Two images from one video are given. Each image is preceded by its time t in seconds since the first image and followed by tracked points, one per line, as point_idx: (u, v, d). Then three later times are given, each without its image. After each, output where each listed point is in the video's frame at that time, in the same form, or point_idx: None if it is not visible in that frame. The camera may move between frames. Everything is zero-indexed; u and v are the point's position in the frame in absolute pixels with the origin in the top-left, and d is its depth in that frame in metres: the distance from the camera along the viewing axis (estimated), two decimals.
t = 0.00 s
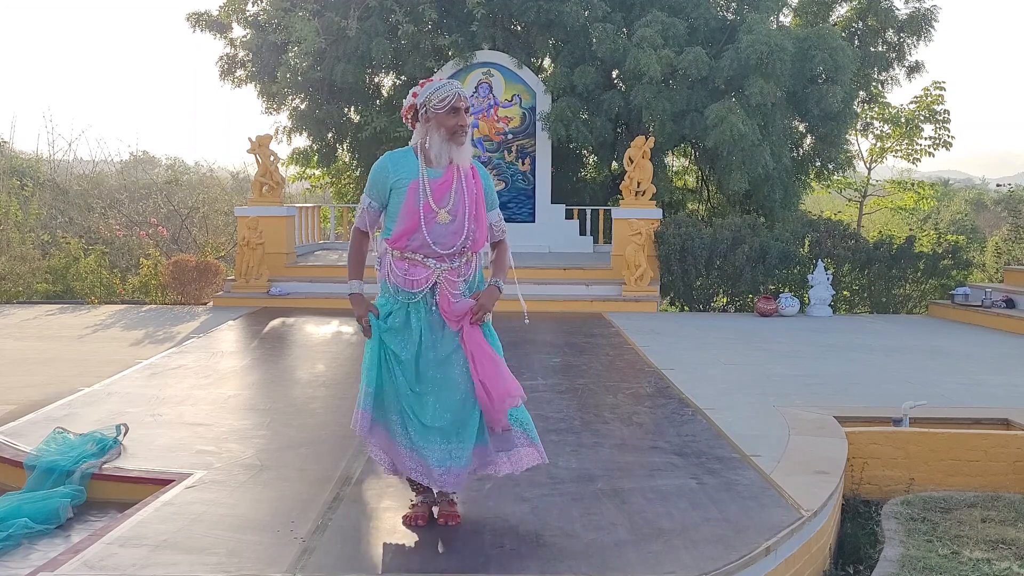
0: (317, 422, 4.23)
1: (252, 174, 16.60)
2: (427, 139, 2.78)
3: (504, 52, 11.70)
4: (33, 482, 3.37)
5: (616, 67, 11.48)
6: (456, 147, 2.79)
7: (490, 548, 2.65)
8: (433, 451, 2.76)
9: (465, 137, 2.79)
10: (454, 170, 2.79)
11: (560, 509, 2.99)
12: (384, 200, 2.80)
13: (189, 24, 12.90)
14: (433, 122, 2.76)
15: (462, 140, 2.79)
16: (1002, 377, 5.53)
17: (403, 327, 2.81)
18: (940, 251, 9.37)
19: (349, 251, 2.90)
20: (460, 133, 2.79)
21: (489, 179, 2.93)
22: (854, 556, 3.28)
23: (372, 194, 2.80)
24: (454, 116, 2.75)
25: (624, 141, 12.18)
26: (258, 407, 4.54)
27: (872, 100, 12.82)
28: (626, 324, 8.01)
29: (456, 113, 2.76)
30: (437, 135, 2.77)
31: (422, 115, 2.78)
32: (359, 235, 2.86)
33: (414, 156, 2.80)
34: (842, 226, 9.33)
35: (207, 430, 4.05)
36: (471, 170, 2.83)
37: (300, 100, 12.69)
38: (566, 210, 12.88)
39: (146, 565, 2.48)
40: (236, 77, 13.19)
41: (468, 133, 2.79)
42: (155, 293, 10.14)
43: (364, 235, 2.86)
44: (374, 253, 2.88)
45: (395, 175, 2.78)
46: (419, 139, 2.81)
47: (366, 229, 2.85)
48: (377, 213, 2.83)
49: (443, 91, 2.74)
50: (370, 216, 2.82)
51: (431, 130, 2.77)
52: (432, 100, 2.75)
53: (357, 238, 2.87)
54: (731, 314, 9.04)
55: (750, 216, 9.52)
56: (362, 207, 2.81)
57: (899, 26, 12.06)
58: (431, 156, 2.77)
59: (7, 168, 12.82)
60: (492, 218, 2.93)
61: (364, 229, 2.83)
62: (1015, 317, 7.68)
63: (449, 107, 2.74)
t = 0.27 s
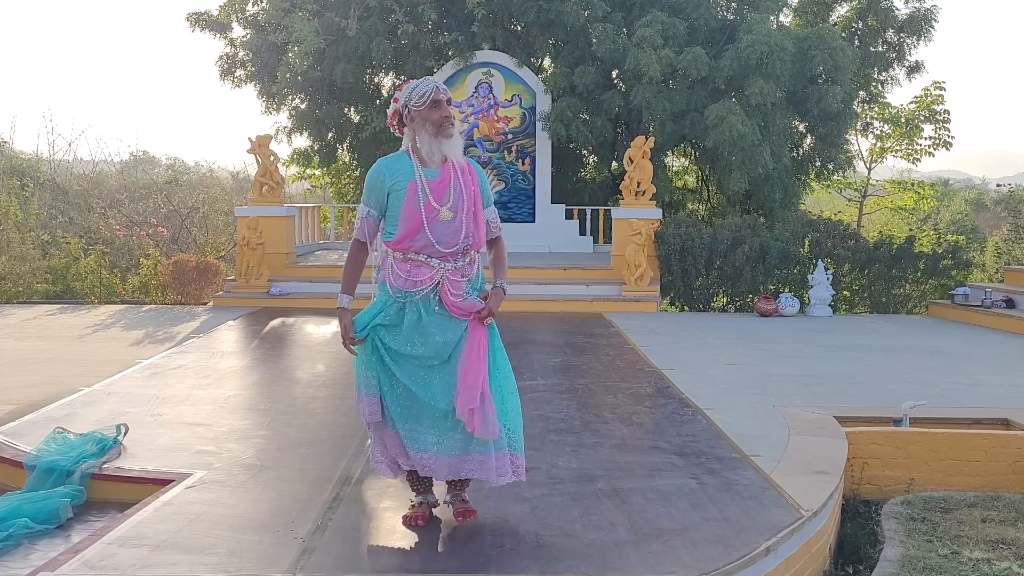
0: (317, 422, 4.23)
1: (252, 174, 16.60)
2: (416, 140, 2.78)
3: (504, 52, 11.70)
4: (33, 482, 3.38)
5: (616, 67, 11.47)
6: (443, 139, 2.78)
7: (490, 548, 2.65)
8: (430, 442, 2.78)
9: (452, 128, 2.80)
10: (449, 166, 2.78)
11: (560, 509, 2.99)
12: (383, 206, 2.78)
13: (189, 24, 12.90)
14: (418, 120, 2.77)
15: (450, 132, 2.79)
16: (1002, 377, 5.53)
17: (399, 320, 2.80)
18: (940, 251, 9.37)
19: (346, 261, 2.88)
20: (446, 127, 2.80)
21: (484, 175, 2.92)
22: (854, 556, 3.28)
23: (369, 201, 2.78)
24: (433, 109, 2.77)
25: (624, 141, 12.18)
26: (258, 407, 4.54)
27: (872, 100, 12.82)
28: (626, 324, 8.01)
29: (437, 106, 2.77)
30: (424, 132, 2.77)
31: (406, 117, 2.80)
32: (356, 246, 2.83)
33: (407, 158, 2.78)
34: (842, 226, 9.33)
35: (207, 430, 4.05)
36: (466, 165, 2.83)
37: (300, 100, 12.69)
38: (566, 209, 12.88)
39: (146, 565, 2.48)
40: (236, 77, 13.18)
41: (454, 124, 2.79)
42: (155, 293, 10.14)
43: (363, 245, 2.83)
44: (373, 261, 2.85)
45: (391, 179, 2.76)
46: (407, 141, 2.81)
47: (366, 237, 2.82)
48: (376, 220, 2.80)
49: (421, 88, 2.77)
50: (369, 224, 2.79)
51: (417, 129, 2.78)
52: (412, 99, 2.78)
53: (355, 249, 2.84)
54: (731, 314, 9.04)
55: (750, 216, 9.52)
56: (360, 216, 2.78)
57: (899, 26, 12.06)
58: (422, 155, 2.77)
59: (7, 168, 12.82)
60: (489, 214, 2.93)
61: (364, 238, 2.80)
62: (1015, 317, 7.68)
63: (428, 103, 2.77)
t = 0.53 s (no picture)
0: (316, 422, 4.23)
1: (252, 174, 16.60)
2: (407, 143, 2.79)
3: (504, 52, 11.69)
4: (32, 482, 3.38)
5: (616, 67, 11.47)
6: (429, 138, 2.74)
7: (490, 548, 2.65)
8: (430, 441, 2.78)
9: (435, 122, 2.75)
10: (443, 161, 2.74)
11: (560, 509, 2.99)
12: (389, 206, 2.79)
13: (189, 24, 12.90)
14: (402, 125, 2.77)
15: (433, 128, 2.74)
16: (1002, 377, 5.53)
17: (402, 317, 2.79)
18: (940, 251, 9.37)
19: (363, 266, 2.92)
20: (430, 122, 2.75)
21: (490, 162, 2.86)
22: (854, 556, 3.28)
23: (376, 203, 2.80)
24: (409, 111, 2.74)
25: (624, 141, 12.18)
26: (258, 407, 4.54)
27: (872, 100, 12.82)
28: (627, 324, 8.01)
29: (411, 108, 2.73)
30: (410, 136, 2.77)
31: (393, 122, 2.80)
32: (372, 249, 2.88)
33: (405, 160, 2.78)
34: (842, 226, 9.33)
35: (207, 430, 4.05)
36: (464, 153, 2.77)
37: (300, 100, 12.69)
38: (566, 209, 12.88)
39: (146, 565, 2.48)
40: (236, 77, 13.18)
41: (436, 119, 2.74)
42: (155, 293, 10.14)
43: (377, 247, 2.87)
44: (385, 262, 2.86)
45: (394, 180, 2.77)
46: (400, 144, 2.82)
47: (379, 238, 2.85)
48: (385, 223, 2.83)
49: (393, 94, 2.74)
50: (378, 224, 2.82)
51: (403, 133, 2.78)
52: (390, 107, 2.76)
53: (370, 252, 2.90)
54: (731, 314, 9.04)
55: (750, 216, 9.51)
56: (370, 219, 2.82)
57: (899, 26, 12.06)
58: (416, 156, 2.75)
59: (7, 168, 12.82)
60: (499, 203, 2.88)
61: (377, 241, 2.84)
62: (1015, 318, 7.68)
63: (401, 108, 2.74)
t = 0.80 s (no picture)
0: (317, 422, 4.23)
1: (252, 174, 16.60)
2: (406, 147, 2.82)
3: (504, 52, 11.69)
4: (32, 482, 3.38)
5: (616, 67, 11.47)
6: (417, 145, 2.73)
7: (489, 548, 2.65)
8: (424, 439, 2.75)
9: (424, 130, 2.72)
10: (433, 167, 2.73)
11: (560, 509, 2.99)
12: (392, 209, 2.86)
13: (189, 24, 12.90)
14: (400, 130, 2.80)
15: (422, 136, 2.72)
16: (1002, 377, 5.53)
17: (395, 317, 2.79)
18: (940, 251, 9.37)
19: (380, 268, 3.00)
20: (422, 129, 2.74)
21: (490, 164, 2.77)
22: (854, 556, 3.28)
23: (385, 205, 2.89)
24: (400, 118, 2.75)
25: (624, 140, 12.18)
26: (258, 407, 4.54)
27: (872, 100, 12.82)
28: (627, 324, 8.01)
29: (401, 116, 2.73)
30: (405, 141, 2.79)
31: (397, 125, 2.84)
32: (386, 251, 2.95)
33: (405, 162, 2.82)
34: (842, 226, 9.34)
35: (207, 430, 4.05)
36: (453, 158, 2.72)
37: (300, 99, 12.69)
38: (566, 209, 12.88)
39: (146, 565, 2.48)
40: (236, 76, 13.18)
41: (426, 126, 2.72)
42: (155, 292, 10.14)
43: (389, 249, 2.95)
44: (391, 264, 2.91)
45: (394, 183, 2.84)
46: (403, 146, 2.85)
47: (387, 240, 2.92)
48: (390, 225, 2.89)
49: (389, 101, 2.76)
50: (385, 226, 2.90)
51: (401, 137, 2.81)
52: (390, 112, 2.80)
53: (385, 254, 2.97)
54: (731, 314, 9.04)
55: (750, 216, 9.51)
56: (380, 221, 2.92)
57: (899, 26, 12.06)
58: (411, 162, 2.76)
59: (7, 168, 12.81)
60: (497, 207, 2.78)
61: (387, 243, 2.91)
62: (1015, 318, 7.67)
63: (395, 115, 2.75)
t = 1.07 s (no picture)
0: (317, 422, 4.23)
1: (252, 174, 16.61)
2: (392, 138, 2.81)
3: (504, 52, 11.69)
4: (32, 482, 3.38)
5: (616, 67, 11.46)
6: (406, 139, 2.74)
7: (489, 548, 2.65)
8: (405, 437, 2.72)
9: (416, 126, 2.73)
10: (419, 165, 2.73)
11: (560, 509, 2.99)
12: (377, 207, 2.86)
13: (189, 24, 12.90)
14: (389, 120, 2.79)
15: (413, 131, 2.73)
16: (1001, 376, 5.53)
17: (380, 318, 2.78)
18: (940, 251, 9.37)
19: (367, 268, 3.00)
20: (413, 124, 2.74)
21: (474, 165, 2.76)
22: (854, 556, 3.28)
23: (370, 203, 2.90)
24: (394, 108, 2.74)
25: (624, 140, 12.18)
26: (258, 407, 4.54)
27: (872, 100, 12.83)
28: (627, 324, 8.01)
29: (396, 106, 2.73)
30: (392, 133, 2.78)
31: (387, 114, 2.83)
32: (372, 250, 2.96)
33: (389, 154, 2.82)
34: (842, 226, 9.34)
35: (207, 430, 4.05)
36: (441, 158, 2.73)
37: (300, 99, 12.70)
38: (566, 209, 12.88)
39: (146, 565, 2.48)
40: (236, 76, 13.18)
41: (418, 122, 2.72)
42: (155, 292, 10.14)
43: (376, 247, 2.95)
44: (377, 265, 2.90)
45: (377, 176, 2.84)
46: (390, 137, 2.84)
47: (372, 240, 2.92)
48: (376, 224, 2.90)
49: (385, 89, 2.75)
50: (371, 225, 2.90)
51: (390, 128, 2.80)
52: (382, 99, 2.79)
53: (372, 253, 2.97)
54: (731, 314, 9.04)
55: (750, 216, 9.50)
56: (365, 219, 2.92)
57: (899, 26, 12.06)
58: (396, 158, 2.78)
59: (7, 168, 12.81)
60: (483, 208, 2.78)
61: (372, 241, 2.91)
62: (1015, 318, 7.68)
63: (389, 105, 2.75)
